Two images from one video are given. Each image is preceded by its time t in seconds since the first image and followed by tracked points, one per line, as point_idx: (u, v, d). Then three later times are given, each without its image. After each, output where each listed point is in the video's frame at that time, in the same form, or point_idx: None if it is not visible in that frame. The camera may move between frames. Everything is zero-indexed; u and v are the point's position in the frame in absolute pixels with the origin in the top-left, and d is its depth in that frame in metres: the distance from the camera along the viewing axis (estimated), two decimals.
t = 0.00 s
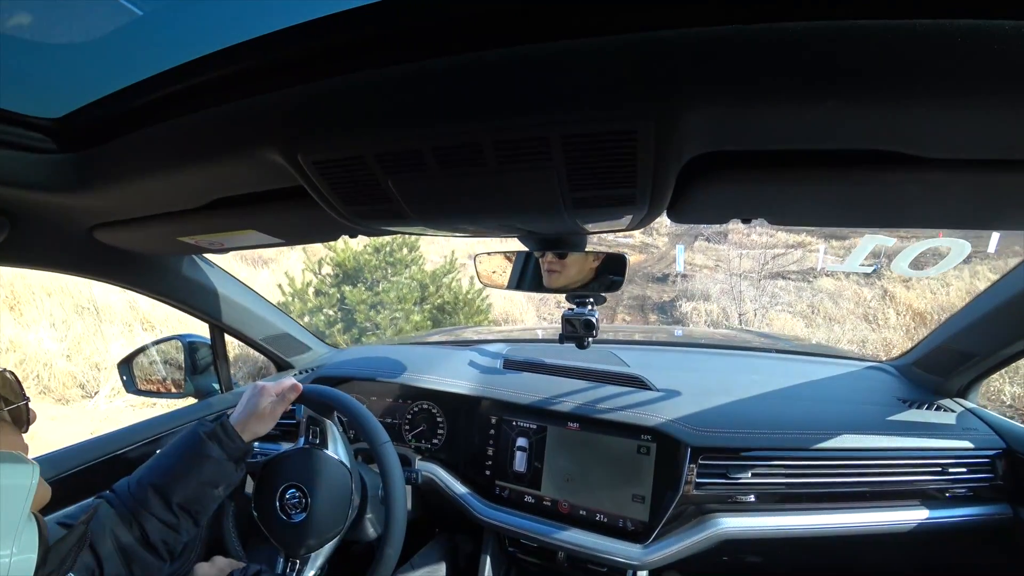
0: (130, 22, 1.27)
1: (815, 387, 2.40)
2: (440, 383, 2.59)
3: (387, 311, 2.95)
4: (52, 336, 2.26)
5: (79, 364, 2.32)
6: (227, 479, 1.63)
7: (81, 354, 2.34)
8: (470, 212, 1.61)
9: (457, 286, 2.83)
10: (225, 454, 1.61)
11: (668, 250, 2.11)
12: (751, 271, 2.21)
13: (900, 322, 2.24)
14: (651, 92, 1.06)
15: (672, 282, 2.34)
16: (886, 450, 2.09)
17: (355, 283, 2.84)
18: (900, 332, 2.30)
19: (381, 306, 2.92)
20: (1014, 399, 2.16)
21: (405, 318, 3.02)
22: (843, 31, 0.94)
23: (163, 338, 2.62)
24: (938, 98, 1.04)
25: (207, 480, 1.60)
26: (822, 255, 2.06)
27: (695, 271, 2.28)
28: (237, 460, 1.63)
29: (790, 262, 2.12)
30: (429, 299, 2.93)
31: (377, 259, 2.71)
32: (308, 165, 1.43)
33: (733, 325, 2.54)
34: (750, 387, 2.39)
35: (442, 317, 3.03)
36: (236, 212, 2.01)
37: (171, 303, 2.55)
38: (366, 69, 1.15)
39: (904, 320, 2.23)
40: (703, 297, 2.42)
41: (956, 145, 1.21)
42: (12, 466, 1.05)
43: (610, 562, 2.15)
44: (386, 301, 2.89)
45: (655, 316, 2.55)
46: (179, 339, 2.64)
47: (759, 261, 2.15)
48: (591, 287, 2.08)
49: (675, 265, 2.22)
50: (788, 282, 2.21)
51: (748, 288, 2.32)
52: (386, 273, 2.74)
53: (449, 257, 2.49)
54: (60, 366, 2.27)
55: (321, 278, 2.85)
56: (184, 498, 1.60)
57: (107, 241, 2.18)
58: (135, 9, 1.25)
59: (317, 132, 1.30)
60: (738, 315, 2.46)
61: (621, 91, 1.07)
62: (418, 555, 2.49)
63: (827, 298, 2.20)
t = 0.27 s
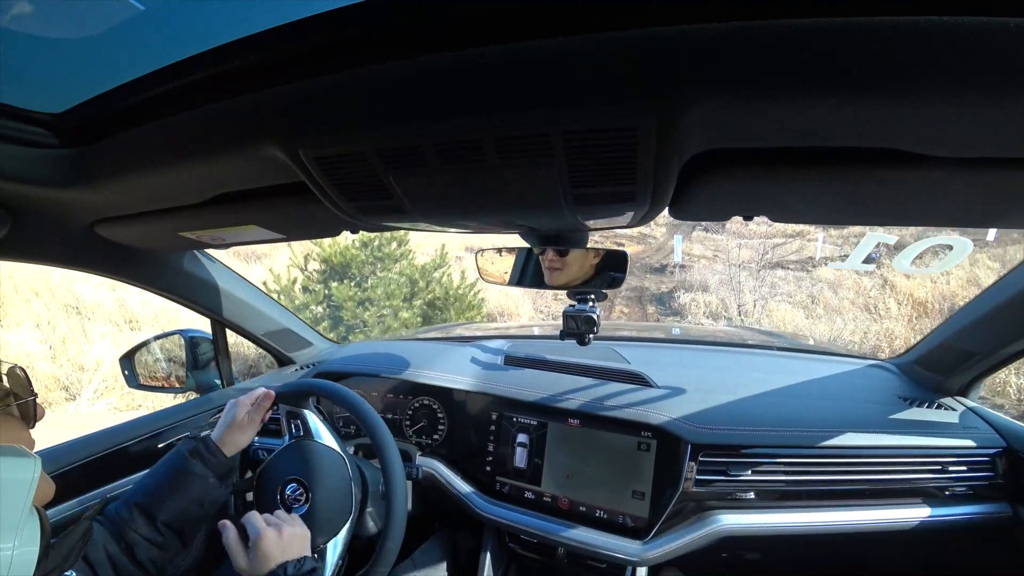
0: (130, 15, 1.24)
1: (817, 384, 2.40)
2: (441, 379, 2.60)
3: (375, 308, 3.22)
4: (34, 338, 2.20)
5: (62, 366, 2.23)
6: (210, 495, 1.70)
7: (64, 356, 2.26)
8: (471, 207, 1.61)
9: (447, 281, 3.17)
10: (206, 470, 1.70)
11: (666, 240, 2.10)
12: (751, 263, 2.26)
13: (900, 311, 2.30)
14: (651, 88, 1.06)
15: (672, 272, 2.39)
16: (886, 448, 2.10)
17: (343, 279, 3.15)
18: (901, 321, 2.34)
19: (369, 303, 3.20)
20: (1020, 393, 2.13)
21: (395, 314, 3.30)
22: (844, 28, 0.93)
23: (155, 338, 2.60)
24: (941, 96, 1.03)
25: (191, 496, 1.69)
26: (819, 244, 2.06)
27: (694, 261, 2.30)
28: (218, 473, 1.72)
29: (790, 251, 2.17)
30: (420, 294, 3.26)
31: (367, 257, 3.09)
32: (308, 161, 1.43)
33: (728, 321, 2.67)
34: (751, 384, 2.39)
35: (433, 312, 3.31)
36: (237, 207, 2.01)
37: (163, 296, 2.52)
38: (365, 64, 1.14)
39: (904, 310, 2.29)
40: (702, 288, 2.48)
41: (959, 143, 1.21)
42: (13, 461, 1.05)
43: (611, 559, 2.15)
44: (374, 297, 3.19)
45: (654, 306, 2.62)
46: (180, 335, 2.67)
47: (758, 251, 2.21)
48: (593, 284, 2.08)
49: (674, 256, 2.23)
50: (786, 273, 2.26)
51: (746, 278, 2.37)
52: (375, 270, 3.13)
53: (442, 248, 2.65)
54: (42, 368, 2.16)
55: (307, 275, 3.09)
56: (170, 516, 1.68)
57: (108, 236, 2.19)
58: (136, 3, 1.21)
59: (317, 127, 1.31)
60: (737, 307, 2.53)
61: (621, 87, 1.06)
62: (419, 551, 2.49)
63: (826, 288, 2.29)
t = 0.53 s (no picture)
0: (130, 18, 1.26)
1: (818, 383, 2.39)
2: (443, 380, 2.60)
3: (366, 303, 3.07)
4: (22, 336, 2.16)
5: (50, 364, 2.18)
6: (196, 522, 1.75)
7: (52, 353, 2.21)
8: (473, 208, 1.61)
9: (442, 275, 2.95)
10: (192, 499, 1.75)
11: (666, 231, 2.00)
12: (754, 253, 2.18)
13: (905, 305, 2.21)
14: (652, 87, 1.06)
15: (672, 261, 2.23)
16: (888, 446, 2.09)
17: (334, 273, 3.02)
18: (905, 314, 2.25)
19: (359, 298, 3.06)
20: None
21: (386, 310, 3.11)
22: (845, 26, 0.93)
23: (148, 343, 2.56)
24: (941, 93, 1.03)
25: (179, 524, 1.72)
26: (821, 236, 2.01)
27: (694, 253, 2.19)
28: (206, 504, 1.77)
29: (792, 242, 2.12)
30: (413, 289, 3.04)
31: (357, 249, 2.96)
32: (310, 163, 1.44)
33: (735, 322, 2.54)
34: (753, 383, 2.39)
35: (427, 308, 3.11)
36: (239, 209, 2.01)
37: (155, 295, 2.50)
38: (366, 66, 1.14)
39: (908, 304, 2.21)
40: (702, 280, 2.34)
41: (960, 140, 1.21)
42: (19, 464, 1.05)
43: (615, 559, 2.15)
44: (365, 292, 3.03)
45: (653, 300, 2.45)
46: (183, 336, 2.68)
47: (761, 242, 2.13)
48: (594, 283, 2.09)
49: (674, 247, 2.15)
50: (788, 263, 2.18)
51: (749, 270, 2.26)
52: (366, 262, 2.97)
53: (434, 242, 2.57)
54: (27, 366, 2.13)
55: (298, 269, 2.98)
56: (158, 547, 1.69)
57: (110, 239, 2.19)
58: (136, 7, 1.24)
59: (319, 129, 1.31)
60: (739, 299, 2.39)
61: (622, 86, 1.06)
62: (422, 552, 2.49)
63: (828, 280, 2.19)
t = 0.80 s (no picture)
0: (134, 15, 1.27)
1: (822, 381, 2.38)
2: (446, 377, 2.60)
3: (359, 298, 2.97)
4: (14, 332, 2.08)
5: (41, 360, 2.12)
6: (194, 552, 1.75)
7: (44, 349, 2.12)
8: (476, 205, 1.61)
9: (439, 269, 2.85)
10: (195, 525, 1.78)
11: (668, 224, 1.99)
12: (757, 247, 2.17)
13: (910, 301, 2.19)
14: (656, 84, 1.05)
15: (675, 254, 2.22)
16: (892, 445, 2.08)
17: (328, 267, 2.90)
18: (910, 310, 2.23)
19: (353, 293, 2.96)
20: None
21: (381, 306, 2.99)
22: (850, 22, 0.92)
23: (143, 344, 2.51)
24: (947, 90, 1.02)
25: (179, 552, 1.72)
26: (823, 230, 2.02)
27: (696, 247, 2.20)
28: (206, 534, 1.78)
29: (795, 236, 2.10)
30: (409, 283, 2.93)
31: (351, 242, 2.84)
32: (313, 160, 1.44)
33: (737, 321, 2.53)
34: (756, 381, 2.38)
35: (423, 302, 2.98)
36: (243, 206, 2.01)
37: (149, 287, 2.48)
38: (370, 63, 1.14)
39: (914, 299, 2.18)
40: (704, 274, 2.33)
41: (965, 138, 1.20)
42: (27, 458, 1.06)
43: (617, 556, 2.15)
44: (359, 286, 2.94)
45: (655, 293, 2.42)
46: (188, 332, 2.68)
47: (764, 236, 2.12)
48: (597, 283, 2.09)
49: (677, 241, 2.14)
50: (790, 257, 2.16)
51: (751, 264, 2.24)
52: (359, 256, 2.86)
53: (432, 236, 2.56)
54: (18, 363, 2.07)
55: (291, 262, 2.87)
56: None
57: (115, 235, 2.20)
58: (141, 4, 1.25)
59: (322, 126, 1.32)
60: (743, 294, 2.36)
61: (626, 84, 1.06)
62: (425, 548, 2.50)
63: (832, 275, 2.16)
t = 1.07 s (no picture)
0: (139, 13, 1.25)
1: (826, 379, 2.38)
2: (450, 374, 2.61)
3: (354, 295, 3.06)
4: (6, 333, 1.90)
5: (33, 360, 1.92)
6: (193, 555, 1.75)
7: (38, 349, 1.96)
8: (481, 203, 1.61)
9: (436, 265, 2.89)
10: (194, 530, 1.79)
11: (671, 219, 1.97)
12: (761, 242, 2.16)
13: (918, 296, 2.17)
14: (659, 81, 1.05)
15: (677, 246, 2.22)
16: (896, 444, 2.07)
17: (322, 264, 2.96)
18: (918, 306, 2.21)
19: (348, 290, 3.05)
20: None
21: (375, 303, 3.10)
22: (855, 18, 0.91)
23: (145, 342, 2.47)
24: (955, 87, 1.01)
25: (179, 557, 1.73)
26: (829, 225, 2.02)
27: (700, 240, 2.21)
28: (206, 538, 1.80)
29: (799, 230, 2.07)
30: (405, 279, 3.02)
31: (348, 239, 2.92)
32: (318, 157, 1.45)
33: (741, 317, 2.52)
34: (761, 379, 2.37)
35: (420, 299, 3.07)
36: (248, 203, 2.02)
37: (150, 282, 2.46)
38: (373, 60, 1.15)
39: (921, 294, 2.16)
40: (709, 268, 2.32)
41: (972, 135, 1.19)
42: (33, 453, 1.07)
43: (621, 553, 2.15)
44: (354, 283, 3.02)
45: (658, 288, 2.41)
46: (193, 328, 2.68)
47: (769, 230, 2.11)
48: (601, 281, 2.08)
49: (680, 234, 2.15)
50: (794, 251, 2.14)
51: (755, 259, 2.22)
52: (354, 253, 2.96)
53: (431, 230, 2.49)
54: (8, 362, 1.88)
55: (285, 258, 2.89)
56: None
57: (121, 232, 2.22)
58: (146, 2, 1.23)
59: (327, 124, 1.32)
60: (746, 289, 2.34)
61: (629, 81, 1.05)
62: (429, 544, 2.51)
63: (838, 270, 2.14)
